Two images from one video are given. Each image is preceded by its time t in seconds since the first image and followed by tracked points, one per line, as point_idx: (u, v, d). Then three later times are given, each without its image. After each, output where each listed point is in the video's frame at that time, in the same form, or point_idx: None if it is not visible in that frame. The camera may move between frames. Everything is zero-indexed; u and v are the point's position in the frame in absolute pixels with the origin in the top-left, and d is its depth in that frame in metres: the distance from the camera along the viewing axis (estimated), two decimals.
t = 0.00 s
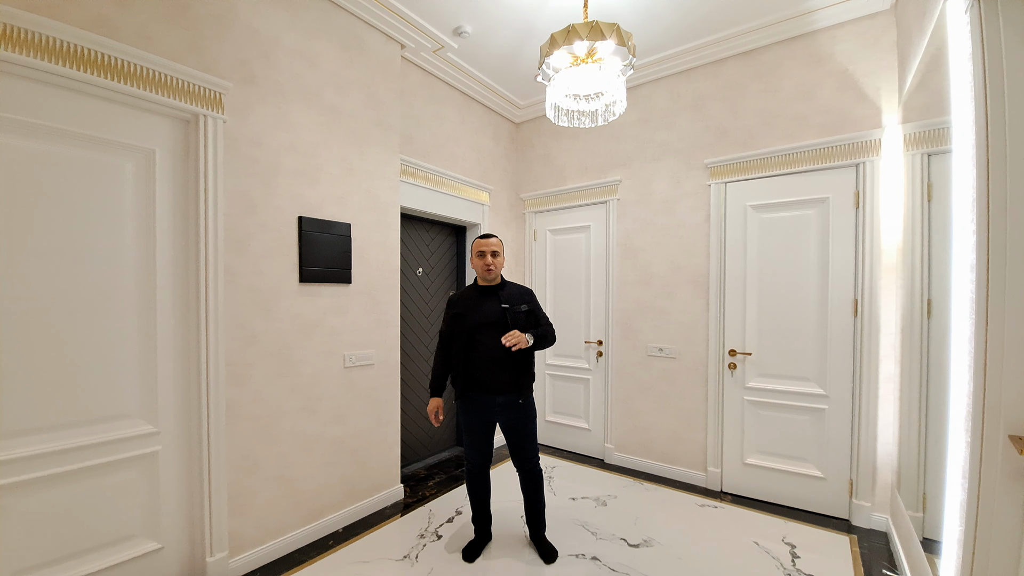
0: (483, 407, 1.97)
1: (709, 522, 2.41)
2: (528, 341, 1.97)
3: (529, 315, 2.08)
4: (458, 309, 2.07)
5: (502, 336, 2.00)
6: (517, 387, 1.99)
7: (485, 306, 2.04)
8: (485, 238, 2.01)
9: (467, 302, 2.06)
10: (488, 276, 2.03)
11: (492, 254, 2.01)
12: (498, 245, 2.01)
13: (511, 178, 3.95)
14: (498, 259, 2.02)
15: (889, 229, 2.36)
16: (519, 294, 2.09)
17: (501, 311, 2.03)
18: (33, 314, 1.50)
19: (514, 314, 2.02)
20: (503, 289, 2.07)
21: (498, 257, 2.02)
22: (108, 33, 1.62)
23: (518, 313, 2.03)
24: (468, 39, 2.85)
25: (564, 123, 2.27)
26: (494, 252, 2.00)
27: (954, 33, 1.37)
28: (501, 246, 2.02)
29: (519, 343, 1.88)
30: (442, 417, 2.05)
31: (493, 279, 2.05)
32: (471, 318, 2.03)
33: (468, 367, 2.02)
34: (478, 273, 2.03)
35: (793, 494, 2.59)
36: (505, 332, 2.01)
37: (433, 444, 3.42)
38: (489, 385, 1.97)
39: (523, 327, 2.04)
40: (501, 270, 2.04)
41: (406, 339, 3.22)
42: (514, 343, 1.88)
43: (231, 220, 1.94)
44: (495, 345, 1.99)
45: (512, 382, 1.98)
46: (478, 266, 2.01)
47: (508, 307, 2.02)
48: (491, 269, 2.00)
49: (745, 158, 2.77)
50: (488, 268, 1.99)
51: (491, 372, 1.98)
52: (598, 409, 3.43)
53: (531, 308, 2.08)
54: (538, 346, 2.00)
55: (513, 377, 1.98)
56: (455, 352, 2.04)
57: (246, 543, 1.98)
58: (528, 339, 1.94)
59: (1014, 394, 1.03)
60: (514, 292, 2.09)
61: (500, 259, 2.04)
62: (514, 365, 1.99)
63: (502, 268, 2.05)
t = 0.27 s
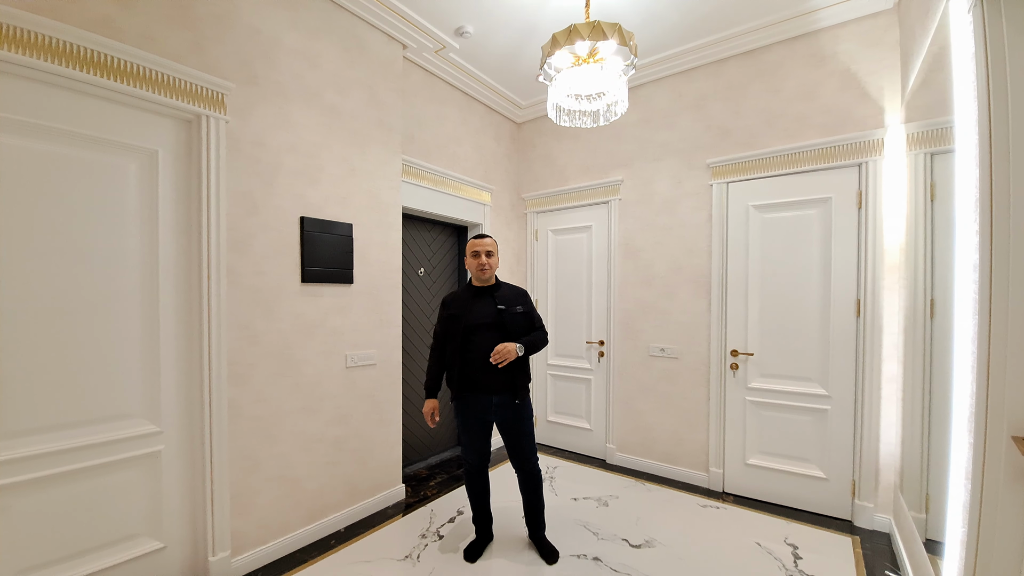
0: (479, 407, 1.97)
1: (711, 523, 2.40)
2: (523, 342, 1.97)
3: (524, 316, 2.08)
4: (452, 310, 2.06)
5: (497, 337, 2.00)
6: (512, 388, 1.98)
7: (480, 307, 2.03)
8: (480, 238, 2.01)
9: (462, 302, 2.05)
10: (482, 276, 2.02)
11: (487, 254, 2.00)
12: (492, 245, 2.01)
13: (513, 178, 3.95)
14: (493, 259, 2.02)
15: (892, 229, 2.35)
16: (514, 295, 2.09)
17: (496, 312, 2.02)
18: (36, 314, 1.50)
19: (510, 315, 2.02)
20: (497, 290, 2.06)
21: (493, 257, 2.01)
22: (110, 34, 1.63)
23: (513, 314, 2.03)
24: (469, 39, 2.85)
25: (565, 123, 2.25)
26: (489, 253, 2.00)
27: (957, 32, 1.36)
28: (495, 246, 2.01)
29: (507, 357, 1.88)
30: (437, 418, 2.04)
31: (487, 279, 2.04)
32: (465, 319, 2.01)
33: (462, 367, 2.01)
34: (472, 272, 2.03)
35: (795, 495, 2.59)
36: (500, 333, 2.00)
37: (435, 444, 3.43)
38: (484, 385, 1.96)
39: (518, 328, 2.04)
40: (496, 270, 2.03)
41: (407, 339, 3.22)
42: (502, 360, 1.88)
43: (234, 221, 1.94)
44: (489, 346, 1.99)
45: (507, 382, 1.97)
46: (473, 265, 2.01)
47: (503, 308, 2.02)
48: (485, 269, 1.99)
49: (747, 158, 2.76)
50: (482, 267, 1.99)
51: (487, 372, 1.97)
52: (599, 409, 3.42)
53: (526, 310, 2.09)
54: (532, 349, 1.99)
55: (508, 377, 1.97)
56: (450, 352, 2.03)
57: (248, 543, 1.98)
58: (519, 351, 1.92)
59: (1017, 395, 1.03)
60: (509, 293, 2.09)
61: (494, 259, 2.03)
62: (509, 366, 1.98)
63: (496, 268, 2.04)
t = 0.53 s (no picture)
0: (476, 407, 1.95)
1: (712, 523, 2.40)
2: (521, 342, 1.97)
3: (522, 316, 2.07)
4: (450, 310, 2.06)
5: (494, 337, 1.99)
6: (509, 387, 1.97)
7: (477, 307, 2.03)
8: (477, 238, 2.01)
9: (459, 303, 2.05)
10: (479, 276, 2.03)
11: (484, 254, 2.00)
12: (489, 245, 2.01)
13: (515, 178, 3.95)
14: (490, 259, 2.02)
15: (895, 229, 2.34)
16: (511, 295, 2.09)
17: (494, 312, 2.01)
18: (40, 314, 1.51)
19: (507, 315, 2.02)
20: (494, 291, 2.06)
21: (490, 257, 2.01)
22: (113, 35, 1.63)
23: (511, 314, 2.03)
24: (471, 39, 2.85)
25: (568, 123, 2.26)
26: (486, 252, 2.00)
27: (960, 31, 1.35)
28: (492, 246, 2.01)
29: (506, 357, 1.87)
30: (435, 419, 2.05)
31: (483, 279, 2.04)
32: (463, 319, 2.01)
33: (460, 367, 2.00)
34: (469, 272, 2.04)
35: (798, 495, 2.58)
36: (497, 333, 2.00)
37: (436, 444, 3.43)
38: (481, 385, 1.95)
39: (515, 328, 2.03)
40: (493, 270, 2.03)
41: (409, 339, 3.23)
42: (502, 361, 1.87)
43: (236, 221, 1.95)
44: (486, 346, 1.98)
45: (505, 382, 1.96)
46: (470, 265, 2.02)
47: (501, 308, 2.01)
48: (481, 269, 2.00)
49: (749, 158, 2.75)
50: (478, 267, 1.99)
51: (484, 372, 1.96)
52: (601, 409, 3.42)
53: (524, 310, 2.09)
54: (530, 349, 1.98)
55: (505, 377, 1.96)
56: (448, 352, 2.03)
57: (250, 542, 1.99)
58: (517, 350, 1.92)
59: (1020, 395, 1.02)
60: (506, 294, 2.09)
61: (492, 259, 2.03)
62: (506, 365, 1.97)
63: (494, 268, 2.04)
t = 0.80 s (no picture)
0: (476, 407, 1.95)
1: (714, 524, 2.40)
2: (521, 343, 1.96)
3: (522, 318, 2.07)
4: (450, 311, 2.06)
5: (494, 337, 1.99)
6: (509, 388, 1.96)
7: (478, 308, 2.02)
8: (479, 238, 1.99)
9: (459, 303, 2.05)
10: (481, 277, 2.02)
11: (486, 255, 1.99)
12: (492, 246, 2.00)
13: (516, 178, 3.95)
14: (493, 260, 2.01)
15: (897, 229, 2.34)
16: (512, 296, 2.08)
17: (495, 313, 2.01)
18: (42, 314, 1.52)
19: (508, 315, 2.01)
20: (495, 291, 2.05)
21: (492, 257, 2.00)
22: (116, 36, 1.64)
23: (511, 315, 2.02)
24: (472, 40, 2.86)
25: (569, 123, 2.27)
26: (488, 253, 1.99)
27: (962, 30, 1.35)
28: (495, 246, 2.00)
29: (507, 359, 1.85)
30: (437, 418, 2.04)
31: (486, 279, 2.03)
32: (463, 320, 2.01)
33: (460, 368, 2.00)
34: (471, 273, 2.03)
35: (799, 496, 2.57)
36: (497, 335, 1.99)
37: (438, 445, 3.43)
38: (481, 386, 1.94)
39: (515, 329, 2.03)
40: (495, 271, 2.02)
41: (410, 339, 3.23)
42: (503, 363, 1.85)
43: (238, 221, 1.95)
44: (486, 347, 1.98)
45: (504, 382, 1.95)
46: (472, 265, 2.01)
47: (502, 309, 2.01)
48: (484, 270, 1.98)
49: (750, 158, 2.75)
50: (480, 267, 1.98)
51: (483, 373, 1.95)
52: (602, 409, 3.42)
53: (525, 311, 2.08)
54: (531, 351, 1.97)
55: (505, 378, 1.95)
56: (449, 353, 2.03)
57: (252, 542, 1.99)
58: (518, 352, 1.90)
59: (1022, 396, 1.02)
60: (506, 294, 2.08)
61: (494, 260, 2.02)
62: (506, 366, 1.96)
63: (496, 268, 2.03)
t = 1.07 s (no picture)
0: (477, 408, 1.95)
1: (714, 524, 2.40)
2: (526, 347, 1.94)
3: (529, 319, 2.03)
4: (454, 311, 2.07)
5: (497, 339, 1.98)
6: (512, 390, 1.94)
7: (482, 308, 2.01)
8: (488, 237, 1.99)
9: (463, 303, 2.06)
10: (488, 276, 2.01)
11: (493, 254, 1.98)
12: (500, 245, 1.99)
13: (517, 179, 3.95)
14: (500, 259, 2.00)
15: (897, 229, 2.34)
16: (518, 297, 2.04)
17: (499, 314, 1.99)
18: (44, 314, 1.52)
19: (513, 317, 1.99)
20: (501, 292, 2.03)
21: (500, 257, 1.99)
22: (117, 37, 1.64)
23: (517, 316, 2.00)
24: (473, 40, 2.86)
25: (569, 124, 2.26)
26: (496, 252, 1.98)
27: (962, 31, 1.35)
28: (503, 246, 2.00)
29: (513, 363, 1.84)
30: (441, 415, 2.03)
31: (493, 279, 2.02)
32: (467, 321, 2.01)
33: (463, 368, 2.01)
34: (478, 272, 2.02)
35: (800, 496, 2.57)
36: (501, 336, 1.98)
37: (438, 445, 3.43)
38: (482, 387, 1.95)
39: (520, 330, 2.00)
40: (502, 271, 2.01)
41: (411, 339, 3.23)
42: (509, 366, 1.84)
43: (239, 222, 1.96)
44: (490, 348, 1.97)
45: (506, 384, 1.94)
46: (479, 265, 2.00)
47: (507, 310, 1.99)
48: (491, 269, 1.97)
49: (751, 158, 2.75)
50: (488, 267, 1.97)
51: (486, 374, 1.95)
52: (603, 409, 3.42)
53: (532, 312, 2.05)
54: (536, 355, 1.95)
55: (507, 379, 1.94)
56: (453, 353, 2.04)
57: (253, 542, 1.99)
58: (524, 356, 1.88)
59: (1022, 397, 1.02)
60: (513, 296, 2.04)
61: (501, 259, 2.01)
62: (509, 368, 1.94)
63: (503, 268, 2.02)
